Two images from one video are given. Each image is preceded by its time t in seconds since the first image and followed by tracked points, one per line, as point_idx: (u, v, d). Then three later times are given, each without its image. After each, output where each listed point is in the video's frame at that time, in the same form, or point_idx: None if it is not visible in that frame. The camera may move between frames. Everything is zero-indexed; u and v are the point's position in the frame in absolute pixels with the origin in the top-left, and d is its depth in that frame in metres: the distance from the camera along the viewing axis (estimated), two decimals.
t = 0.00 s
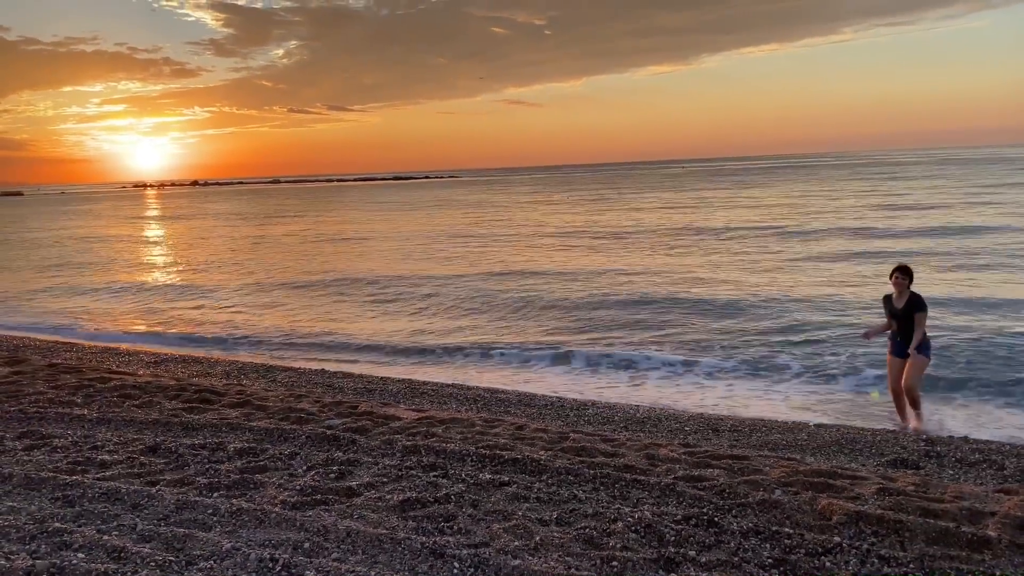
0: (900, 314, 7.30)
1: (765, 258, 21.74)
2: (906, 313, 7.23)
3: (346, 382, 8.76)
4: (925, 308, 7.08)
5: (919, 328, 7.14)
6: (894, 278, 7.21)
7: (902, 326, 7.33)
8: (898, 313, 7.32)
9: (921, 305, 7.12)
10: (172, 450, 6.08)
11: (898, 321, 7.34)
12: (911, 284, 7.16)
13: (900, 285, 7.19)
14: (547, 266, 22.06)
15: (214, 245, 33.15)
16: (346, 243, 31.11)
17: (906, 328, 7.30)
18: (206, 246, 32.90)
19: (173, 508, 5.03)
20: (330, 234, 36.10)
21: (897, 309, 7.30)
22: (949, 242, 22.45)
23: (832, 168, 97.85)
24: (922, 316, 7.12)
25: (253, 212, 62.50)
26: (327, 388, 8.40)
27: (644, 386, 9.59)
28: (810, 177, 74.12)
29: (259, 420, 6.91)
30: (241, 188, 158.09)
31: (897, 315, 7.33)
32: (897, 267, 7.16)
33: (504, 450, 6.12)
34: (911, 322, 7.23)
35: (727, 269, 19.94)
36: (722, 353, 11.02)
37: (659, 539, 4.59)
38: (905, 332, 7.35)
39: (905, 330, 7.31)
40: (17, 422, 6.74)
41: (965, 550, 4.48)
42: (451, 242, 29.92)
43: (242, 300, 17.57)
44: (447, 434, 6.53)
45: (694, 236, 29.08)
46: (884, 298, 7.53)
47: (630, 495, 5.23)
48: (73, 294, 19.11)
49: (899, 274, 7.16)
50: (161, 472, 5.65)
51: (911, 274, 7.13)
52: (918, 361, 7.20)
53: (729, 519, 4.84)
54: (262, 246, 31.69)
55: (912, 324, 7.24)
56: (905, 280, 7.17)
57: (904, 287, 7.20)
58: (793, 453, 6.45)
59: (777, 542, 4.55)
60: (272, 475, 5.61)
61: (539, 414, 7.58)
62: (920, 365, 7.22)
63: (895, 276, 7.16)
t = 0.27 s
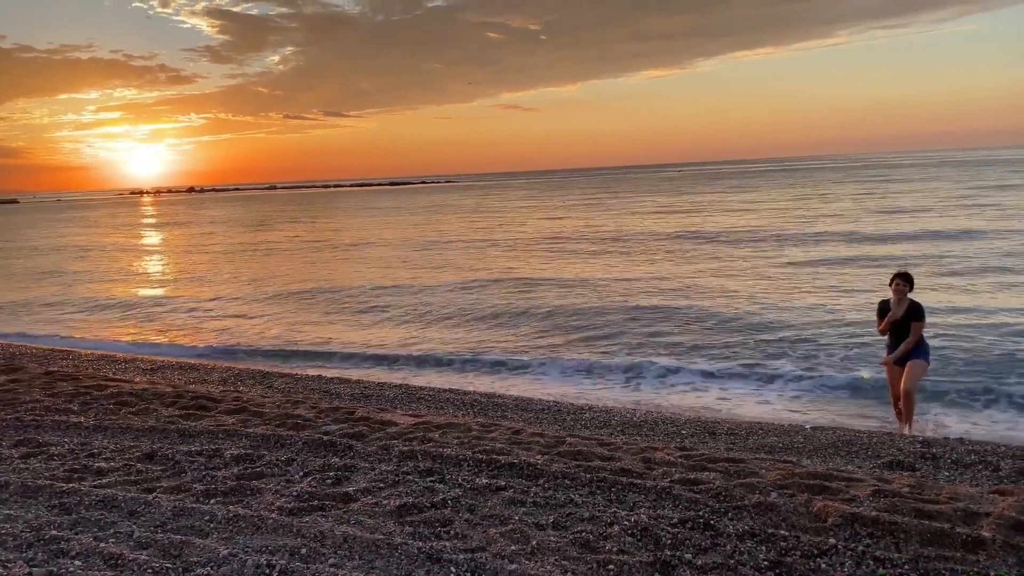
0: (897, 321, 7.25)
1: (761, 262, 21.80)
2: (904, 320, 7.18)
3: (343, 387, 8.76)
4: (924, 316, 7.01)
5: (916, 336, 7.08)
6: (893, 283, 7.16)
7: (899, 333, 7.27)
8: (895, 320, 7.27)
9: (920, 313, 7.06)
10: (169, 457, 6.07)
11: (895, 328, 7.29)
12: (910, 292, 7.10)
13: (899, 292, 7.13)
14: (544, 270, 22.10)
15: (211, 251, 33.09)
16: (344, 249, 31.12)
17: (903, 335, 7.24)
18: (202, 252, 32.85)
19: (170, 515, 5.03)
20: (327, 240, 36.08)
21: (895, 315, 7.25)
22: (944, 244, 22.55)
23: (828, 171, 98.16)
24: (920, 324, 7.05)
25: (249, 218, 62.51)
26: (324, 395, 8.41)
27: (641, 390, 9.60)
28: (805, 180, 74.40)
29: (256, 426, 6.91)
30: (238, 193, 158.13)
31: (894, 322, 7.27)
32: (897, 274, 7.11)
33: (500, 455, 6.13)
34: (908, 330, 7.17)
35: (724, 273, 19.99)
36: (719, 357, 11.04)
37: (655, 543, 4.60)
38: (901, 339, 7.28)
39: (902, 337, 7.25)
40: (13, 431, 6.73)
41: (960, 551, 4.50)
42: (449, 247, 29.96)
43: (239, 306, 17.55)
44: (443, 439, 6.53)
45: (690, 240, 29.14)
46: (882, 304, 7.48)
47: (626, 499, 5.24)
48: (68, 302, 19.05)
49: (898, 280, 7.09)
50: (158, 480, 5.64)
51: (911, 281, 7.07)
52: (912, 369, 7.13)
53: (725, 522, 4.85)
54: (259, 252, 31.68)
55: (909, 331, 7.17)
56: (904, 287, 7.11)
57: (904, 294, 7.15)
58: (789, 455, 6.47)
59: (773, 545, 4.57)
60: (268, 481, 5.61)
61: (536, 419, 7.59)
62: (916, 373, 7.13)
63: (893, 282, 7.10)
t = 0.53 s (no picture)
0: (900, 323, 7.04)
1: (755, 265, 21.89)
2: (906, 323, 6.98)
3: (337, 392, 8.76)
4: (928, 320, 6.87)
5: (917, 339, 6.95)
6: (899, 285, 6.87)
7: (899, 335, 7.08)
8: (897, 322, 7.05)
9: (923, 317, 6.91)
10: (162, 464, 6.06)
11: (895, 330, 7.09)
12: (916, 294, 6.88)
13: (905, 295, 6.89)
14: (538, 275, 22.13)
15: (205, 256, 33.00)
16: (339, 254, 31.13)
17: (902, 337, 7.07)
18: (196, 257, 32.75)
19: (164, 520, 5.02)
20: (321, 245, 36.03)
21: (898, 318, 7.03)
22: (936, 248, 22.70)
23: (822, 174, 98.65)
24: (922, 328, 6.92)
25: (244, 223, 62.41)
26: (318, 400, 8.40)
27: (635, 394, 9.62)
28: (799, 184, 74.76)
29: (250, 431, 6.91)
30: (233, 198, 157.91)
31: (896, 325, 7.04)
32: (904, 276, 6.83)
33: (494, 458, 6.15)
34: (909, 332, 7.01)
35: (718, 277, 20.06)
36: (712, 361, 11.08)
37: (648, 545, 4.62)
38: (899, 340, 7.11)
39: (901, 339, 7.08)
40: (5, 437, 6.70)
41: (951, 551, 4.53)
42: (444, 252, 29.98)
43: (233, 311, 17.50)
44: (437, 443, 6.54)
45: (684, 243, 29.23)
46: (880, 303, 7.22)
47: (620, 501, 5.26)
48: (61, 308, 18.96)
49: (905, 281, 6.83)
50: (152, 485, 5.63)
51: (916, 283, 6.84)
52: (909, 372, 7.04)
53: (717, 524, 4.87)
54: (254, 257, 31.64)
55: (910, 334, 7.02)
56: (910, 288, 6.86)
57: (908, 295, 6.92)
58: (782, 458, 6.50)
59: (766, 547, 4.59)
60: (262, 487, 5.61)
61: (530, 423, 7.60)
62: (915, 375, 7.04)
63: (901, 284, 6.82)
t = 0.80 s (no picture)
0: (896, 327, 6.92)
1: (747, 267, 21.99)
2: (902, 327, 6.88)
3: (328, 395, 8.75)
4: (924, 324, 6.80)
5: (911, 342, 6.89)
6: (899, 289, 6.71)
7: (893, 337, 6.98)
8: (893, 325, 6.93)
9: (919, 321, 6.82)
10: (153, 467, 6.04)
11: (889, 332, 6.98)
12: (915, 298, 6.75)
13: (905, 299, 6.75)
14: (531, 277, 22.16)
15: (197, 259, 32.86)
16: (332, 257, 31.11)
17: (896, 340, 6.98)
18: (188, 260, 32.61)
19: (154, 524, 5.01)
20: (314, 248, 35.94)
21: (894, 321, 6.91)
22: (925, 249, 22.90)
23: (814, 175, 99.16)
24: (917, 331, 6.85)
25: (237, 225, 62.25)
26: (309, 403, 8.39)
27: (627, 395, 9.67)
28: (791, 185, 75.13)
29: (240, 435, 6.89)
30: (226, 201, 157.37)
31: (892, 328, 6.92)
32: (905, 280, 6.66)
33: (485, 461, 6.15)
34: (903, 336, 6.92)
35: (710, 278, 20.13)
36: (704, 362, 11.11)
37: (638, 546, 4.64)
38: (892, 343, 7.02)
39: (895, 342, 6.99)
40: None
41: (938, 550, 4.57)
42: (438, 254, 30.00)
43: (225, 315, 17.44)
44: (428, 446, 6.55)
45: (677, 245, 29.33)
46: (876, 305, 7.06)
47: (609, 503, 5.28)
48: (52, 312, 18.84)
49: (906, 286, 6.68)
50: (142, 490, 5.62)
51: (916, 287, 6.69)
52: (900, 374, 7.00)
53: (706, 525, 4.90)
54: (247, 260, 31.57)
55: (904, 337, 6.94)
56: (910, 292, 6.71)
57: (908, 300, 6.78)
58: (772, 458, 6.53)
59: (754, 547, 4.62)
60: (252, 490, 5.60)
61: (521, 425, 7.61)
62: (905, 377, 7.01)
63: (903, 289, 6.66)
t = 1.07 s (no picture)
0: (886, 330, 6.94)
1: (736, 267, 22.13)
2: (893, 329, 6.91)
3: (316, 397, 8.74)
4: (912, 324, 6.89)
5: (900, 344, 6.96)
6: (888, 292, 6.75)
7: (883, 341, 7.00)
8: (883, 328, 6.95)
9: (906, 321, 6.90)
10: (140, 470, 6.02)
11: (879, 335, 7.00)
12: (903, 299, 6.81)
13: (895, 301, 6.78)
14: (521, 278, 22.21)
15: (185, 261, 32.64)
16: (322, 258, 31.03)
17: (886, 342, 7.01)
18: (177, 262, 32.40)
19: (141, 527, 4.99)
20: (304, 249, 35.80)
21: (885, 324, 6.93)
22: (911, 249, 23.14)
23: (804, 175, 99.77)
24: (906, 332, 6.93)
25: (226, 227, 61.91)
26: (297, 404, 8.38)
27: (615, 395, 9.72)
28: (780, 185, 75.52)
29: (228, 437, 6.87)
30: (216, 202, 156.46)
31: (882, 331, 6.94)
32: (894, 282, 6.70)
33: (473, 461, 6.17)
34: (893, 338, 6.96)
35: (700, 279, 20.22)
36: (691, 362, 11.18)
37: (625, 544, 4.67)
38: (881, 345, 7.04)
39: (885, 344, 7.01)
40: None
41: (921, 545, 4.63)
42: (428, 255, 30.00)
43: (213, 317, 17.34)
44: (416, 446, 6.56)
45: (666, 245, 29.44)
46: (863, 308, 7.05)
47: (597, 501, 5.31)
48: (38, 315, 18.67)
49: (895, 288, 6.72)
50: (128, 492, 5.59)
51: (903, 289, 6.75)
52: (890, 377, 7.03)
53: (693, 522, 4.94)
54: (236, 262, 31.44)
55: (894, 339, 6.98)
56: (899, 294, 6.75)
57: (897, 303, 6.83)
58: (758, 456, 6.59)
59: (740, 543, 4.66)
60: (240, 492, 5.59)
61: (509, 425, 7.63)
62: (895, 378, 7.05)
63: (892, 292, 6.70)
